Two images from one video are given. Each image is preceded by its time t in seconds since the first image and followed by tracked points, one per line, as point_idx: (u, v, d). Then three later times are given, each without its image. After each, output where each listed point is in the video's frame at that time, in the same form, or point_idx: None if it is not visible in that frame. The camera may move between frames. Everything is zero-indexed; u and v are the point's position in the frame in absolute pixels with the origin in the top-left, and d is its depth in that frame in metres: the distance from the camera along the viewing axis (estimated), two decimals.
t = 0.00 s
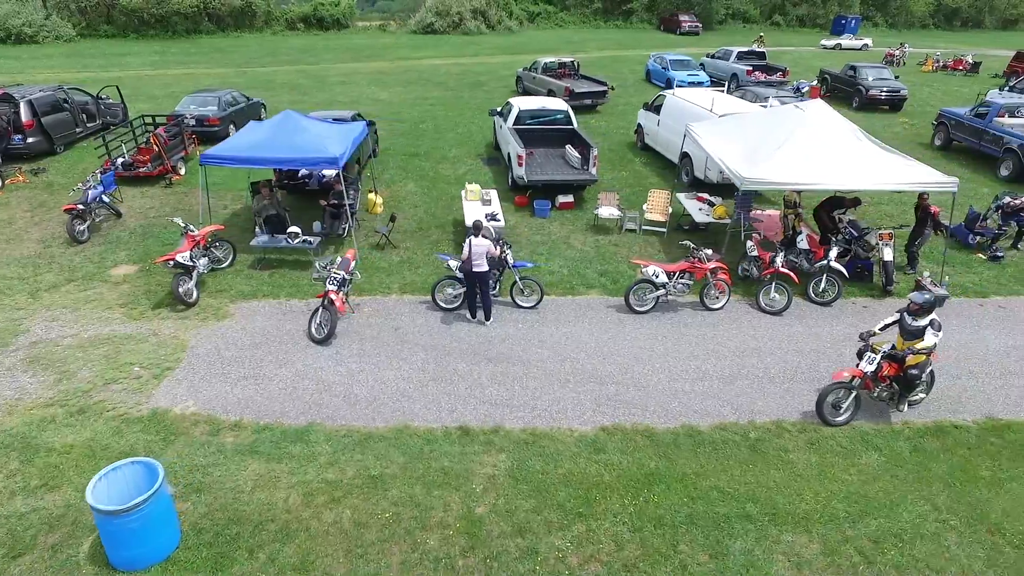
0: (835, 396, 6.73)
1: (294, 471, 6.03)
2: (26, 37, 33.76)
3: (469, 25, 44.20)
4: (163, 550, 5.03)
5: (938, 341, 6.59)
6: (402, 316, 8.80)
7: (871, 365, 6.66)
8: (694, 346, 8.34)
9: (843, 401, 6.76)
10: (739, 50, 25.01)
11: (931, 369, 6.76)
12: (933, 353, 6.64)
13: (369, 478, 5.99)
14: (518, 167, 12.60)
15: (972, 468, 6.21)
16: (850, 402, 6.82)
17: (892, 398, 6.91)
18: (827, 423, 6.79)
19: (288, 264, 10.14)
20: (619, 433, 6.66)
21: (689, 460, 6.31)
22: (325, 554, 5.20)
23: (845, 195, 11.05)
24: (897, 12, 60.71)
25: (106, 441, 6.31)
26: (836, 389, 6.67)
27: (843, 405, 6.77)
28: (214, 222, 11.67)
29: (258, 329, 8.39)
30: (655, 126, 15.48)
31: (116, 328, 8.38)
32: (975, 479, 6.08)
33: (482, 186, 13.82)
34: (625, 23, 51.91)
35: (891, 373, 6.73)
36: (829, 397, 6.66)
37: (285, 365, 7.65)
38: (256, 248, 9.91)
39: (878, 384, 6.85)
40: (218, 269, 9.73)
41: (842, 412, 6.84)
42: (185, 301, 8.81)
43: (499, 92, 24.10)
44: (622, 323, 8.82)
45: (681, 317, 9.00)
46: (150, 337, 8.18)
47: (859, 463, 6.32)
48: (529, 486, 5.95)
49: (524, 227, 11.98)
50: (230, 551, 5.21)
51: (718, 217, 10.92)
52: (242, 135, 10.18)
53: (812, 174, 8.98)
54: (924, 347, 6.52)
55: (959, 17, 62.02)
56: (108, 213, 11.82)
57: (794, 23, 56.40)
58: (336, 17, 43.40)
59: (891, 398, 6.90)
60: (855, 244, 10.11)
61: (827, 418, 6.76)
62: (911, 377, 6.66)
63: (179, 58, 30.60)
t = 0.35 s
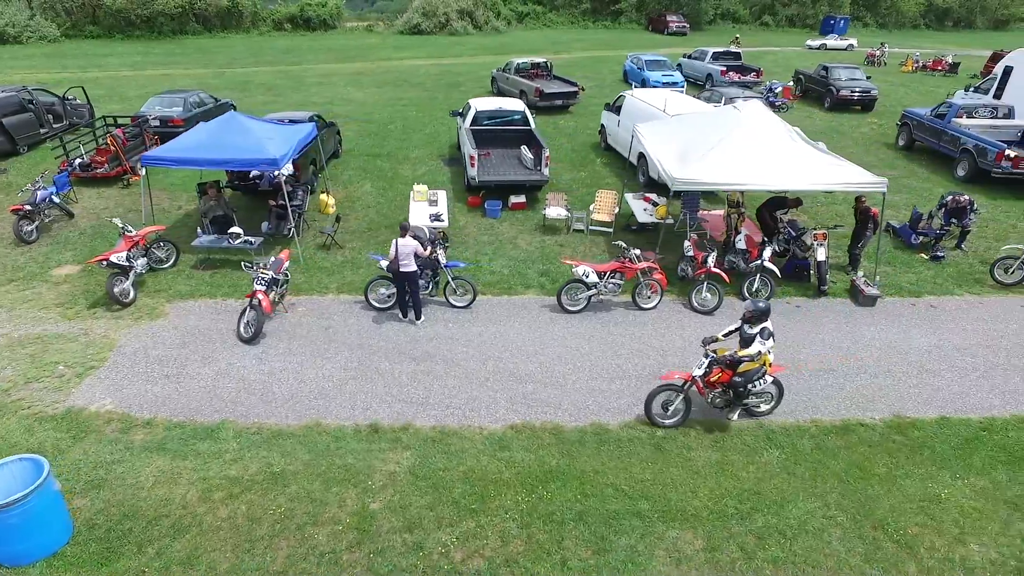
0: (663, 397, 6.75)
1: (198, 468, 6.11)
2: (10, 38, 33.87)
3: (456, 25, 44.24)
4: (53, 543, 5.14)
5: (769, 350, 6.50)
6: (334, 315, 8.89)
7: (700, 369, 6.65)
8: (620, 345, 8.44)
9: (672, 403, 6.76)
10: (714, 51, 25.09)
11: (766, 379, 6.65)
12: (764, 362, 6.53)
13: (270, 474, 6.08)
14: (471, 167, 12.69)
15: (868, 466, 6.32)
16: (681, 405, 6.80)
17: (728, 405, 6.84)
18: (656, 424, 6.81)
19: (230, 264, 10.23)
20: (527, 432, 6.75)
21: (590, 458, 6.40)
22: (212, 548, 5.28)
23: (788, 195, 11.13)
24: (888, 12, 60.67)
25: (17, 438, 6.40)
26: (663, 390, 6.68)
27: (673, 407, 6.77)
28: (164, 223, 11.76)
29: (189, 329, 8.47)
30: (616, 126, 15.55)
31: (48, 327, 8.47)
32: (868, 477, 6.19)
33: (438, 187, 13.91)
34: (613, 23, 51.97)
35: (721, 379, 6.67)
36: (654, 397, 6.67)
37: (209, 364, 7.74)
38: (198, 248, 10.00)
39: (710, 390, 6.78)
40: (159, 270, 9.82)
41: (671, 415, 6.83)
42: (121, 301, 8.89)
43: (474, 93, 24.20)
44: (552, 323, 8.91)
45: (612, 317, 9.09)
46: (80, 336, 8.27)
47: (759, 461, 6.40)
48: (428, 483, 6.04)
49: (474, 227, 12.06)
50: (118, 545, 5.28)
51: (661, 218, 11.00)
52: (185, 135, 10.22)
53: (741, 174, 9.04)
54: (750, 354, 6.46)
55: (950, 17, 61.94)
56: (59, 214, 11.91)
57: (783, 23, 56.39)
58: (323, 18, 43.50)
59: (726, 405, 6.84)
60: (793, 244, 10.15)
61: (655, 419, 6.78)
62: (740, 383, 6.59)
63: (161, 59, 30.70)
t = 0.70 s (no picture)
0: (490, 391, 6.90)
1: (108, 463, 6.21)
2: None
3: (442, 25, 44.35)
4: None
5: (592, 353, 6.51)
6: (271, 314, 9.01)
7: (524, 366, 6.74)
8: (550, 344, 8.54)
9: (499, 398, 6.90)
10: (691, 51, 25.20)
11: (591, 382, 6.67)
12: (586, 364, 6.56)
13: (179, 468, 6.17)
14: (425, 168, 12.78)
15: (770, 462, 6.41)
16: (508, 401, 6.93)
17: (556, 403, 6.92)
18: (483, 417, 6.96)
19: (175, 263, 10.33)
20: (441, 428, 6.86)
21: (498, 453, 6.50)
22: (109, 540, 5.37)
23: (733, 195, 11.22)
24: (878, 12, 60.71)
25: None
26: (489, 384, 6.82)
27: (500, 402, 6.92)
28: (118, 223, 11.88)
29: (124, 327, 8.57)
30: (577, 127, 15.65)
31: None
32: (769, 472, 6.28)
33: (396, 187, 14.03)
34: (602, 23, 52.05)
35: (544, 379, 6.74)
36: (480, 391, 6.83)
37: (137, 362, 7.84)
38: (144, 247, 10.13)
39: (537, 388, 6.87)
40: (104, 269, 9.94)
41: (499, 409, 6.97)
42: (60, 301, 9.01)
43: (450, 94, 24.32)
44: (486, 321, 9.02)
45: (546, 315, 9.20)
46: (15, 335, 8.36)
47: (664, 457, 6.50)
48: (334, 477, 6.14)
49: (426, 226, 12.17)
50: (15, 538, 5.37)
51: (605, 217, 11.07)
52: (132, 135, 10.36)
53: (674, 174, 9.14)
54: (567, 355, 6.52)
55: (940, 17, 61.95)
56: (14, 214, 12.01)
57: (773, 24, 56.44)
58: (310, 18, 43.60)
59: (553, 404, 6.92)
60: (733, 244, 10.21)
61: (483, 413, 6.94)
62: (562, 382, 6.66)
63: (143, 59, 30.78)
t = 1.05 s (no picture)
0: (324, 380, 7.10)
1: (26, 457, 6.33)
2: None
3: (430, 26, 44.49)
4: None
5: (412, 351, 6.54)
6: (212, 312, 9.13)
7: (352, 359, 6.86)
8: (483, 341, 8.66)
9: (333, 388, 7.09)
10: (668, 51, 25.28)
11: (416, 378, 6.71)
12: (406, 361, 6.61)
13: (95, 462, 6.28)
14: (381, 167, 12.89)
15: (678, 457, 6.52)
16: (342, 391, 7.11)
17: (386, 396, 7.04)
18: (318, 406, 7.17)
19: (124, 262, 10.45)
20: (360, 424, 6.98)
21: (412, 448, 6.62)
22: (14, 532, 5.49)
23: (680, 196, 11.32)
24: (869, 12, 60.73)
25: None
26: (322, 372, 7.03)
27: (332, 391, 7.10)
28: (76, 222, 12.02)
29: (64, 325, 8.70)
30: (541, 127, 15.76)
31: None
32: (675, 467, 6.39)
33: (357, 186, 14.15)
34: (591, 24, 52.15)
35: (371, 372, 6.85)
36: (315, 381, 7.04)
37: (72, 359, 7.96)
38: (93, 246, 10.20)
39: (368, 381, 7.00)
40: (52, 267, 10.07)
41: (335, 398, 7.16)
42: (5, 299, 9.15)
43: (428, 94, 24.46)
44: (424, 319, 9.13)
45: (485, 313, 9.32)
46: None
47: (575, 452, 6.61)
48: (246, 471, 6.25)
49: (380, 225, 12.29)
50: None
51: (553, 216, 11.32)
52: (82, 135, 10.48)
53: (609, 175, 9.27)
54: (386, 351, 6.58)
55: (932, 16, 61.94)
56: None
57: (763, 24, 56.48)
58: (299, 19, 43.74)
59: (383, 397, 7.04)
60: (677, 243, 10.27)
61: (318, 401, 7.15)
62: (386, 376, 6.76)
63: (126, 60, 30.92)
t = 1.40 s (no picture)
0: (168, 366, 7.36)
1: None
2: None
3: (419, 26, 44.64)
4: None
5: (238, 341, 6.87)
6: (157, 310, 9.27)
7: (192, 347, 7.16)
8: (419, 337, 8.80)
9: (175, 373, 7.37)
10: (646, 51, 25.42)
11: (246, 368, 7.01)
12: (235, 351, 6.92)
13: (18, 455, 6.42)
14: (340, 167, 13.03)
15: (590, 450, 6.66)
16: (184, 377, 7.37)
17: (223, 384, 7.28)
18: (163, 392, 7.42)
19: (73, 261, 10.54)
20: (285, 417, 7.12)
21: (331, 440, 6.76)
22: None
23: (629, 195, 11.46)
24: (860, 13, 60.81)
25: None
26: (166, 359, 7.30)
27: (175, 377, 7.34)
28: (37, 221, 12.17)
29: (8, 321, 8.84)
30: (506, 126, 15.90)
31: None
32: (586, 460, 6.53)
33: (320, 186, 14.31)
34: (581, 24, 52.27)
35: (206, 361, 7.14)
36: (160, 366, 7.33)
37: (10, 354, 8.10)
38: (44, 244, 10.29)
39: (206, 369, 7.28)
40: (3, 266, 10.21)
41: (178, 384, 7.43)
42: None
43: (406, 94, 24.62)
44: (365, 316, 9.27)
45: (426, 311, 9.46)
46: None
47: (490, 445, 6.75)
48: (165, 463, 6.39)
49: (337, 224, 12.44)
50: None
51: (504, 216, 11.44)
52: (35, 135, 10.63)
53: (548, 174, 9.41)
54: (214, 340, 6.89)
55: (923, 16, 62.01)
56: None
57: (753, 24, 56.56)
58: (287, 19, 43.90)
59: (221, 386, 7.29)
60: (620, 242, 10.38)
61: (162, 385, 7.40)
62: (218, 365, 7.04)
63: (111, 60, 31.09)
